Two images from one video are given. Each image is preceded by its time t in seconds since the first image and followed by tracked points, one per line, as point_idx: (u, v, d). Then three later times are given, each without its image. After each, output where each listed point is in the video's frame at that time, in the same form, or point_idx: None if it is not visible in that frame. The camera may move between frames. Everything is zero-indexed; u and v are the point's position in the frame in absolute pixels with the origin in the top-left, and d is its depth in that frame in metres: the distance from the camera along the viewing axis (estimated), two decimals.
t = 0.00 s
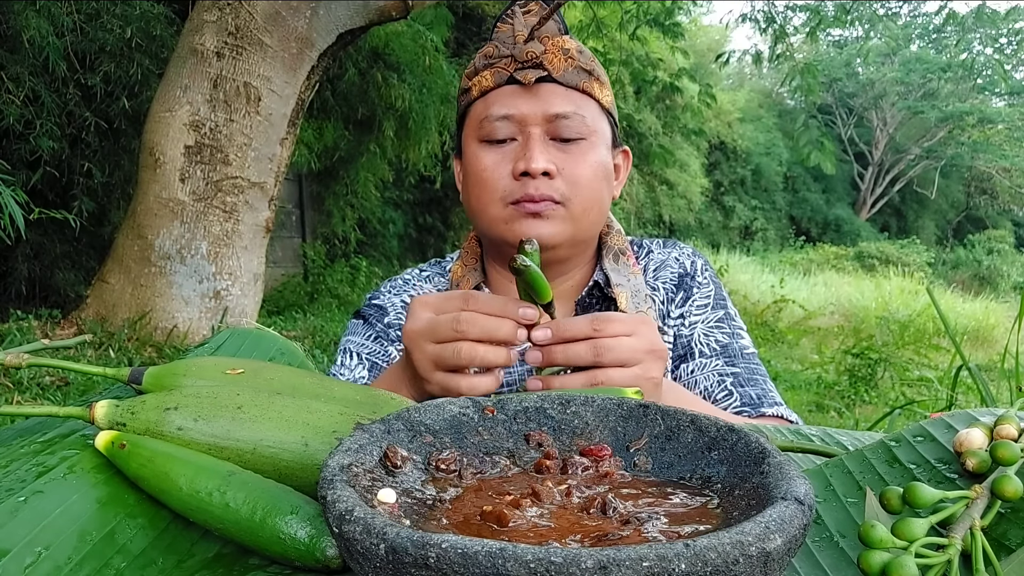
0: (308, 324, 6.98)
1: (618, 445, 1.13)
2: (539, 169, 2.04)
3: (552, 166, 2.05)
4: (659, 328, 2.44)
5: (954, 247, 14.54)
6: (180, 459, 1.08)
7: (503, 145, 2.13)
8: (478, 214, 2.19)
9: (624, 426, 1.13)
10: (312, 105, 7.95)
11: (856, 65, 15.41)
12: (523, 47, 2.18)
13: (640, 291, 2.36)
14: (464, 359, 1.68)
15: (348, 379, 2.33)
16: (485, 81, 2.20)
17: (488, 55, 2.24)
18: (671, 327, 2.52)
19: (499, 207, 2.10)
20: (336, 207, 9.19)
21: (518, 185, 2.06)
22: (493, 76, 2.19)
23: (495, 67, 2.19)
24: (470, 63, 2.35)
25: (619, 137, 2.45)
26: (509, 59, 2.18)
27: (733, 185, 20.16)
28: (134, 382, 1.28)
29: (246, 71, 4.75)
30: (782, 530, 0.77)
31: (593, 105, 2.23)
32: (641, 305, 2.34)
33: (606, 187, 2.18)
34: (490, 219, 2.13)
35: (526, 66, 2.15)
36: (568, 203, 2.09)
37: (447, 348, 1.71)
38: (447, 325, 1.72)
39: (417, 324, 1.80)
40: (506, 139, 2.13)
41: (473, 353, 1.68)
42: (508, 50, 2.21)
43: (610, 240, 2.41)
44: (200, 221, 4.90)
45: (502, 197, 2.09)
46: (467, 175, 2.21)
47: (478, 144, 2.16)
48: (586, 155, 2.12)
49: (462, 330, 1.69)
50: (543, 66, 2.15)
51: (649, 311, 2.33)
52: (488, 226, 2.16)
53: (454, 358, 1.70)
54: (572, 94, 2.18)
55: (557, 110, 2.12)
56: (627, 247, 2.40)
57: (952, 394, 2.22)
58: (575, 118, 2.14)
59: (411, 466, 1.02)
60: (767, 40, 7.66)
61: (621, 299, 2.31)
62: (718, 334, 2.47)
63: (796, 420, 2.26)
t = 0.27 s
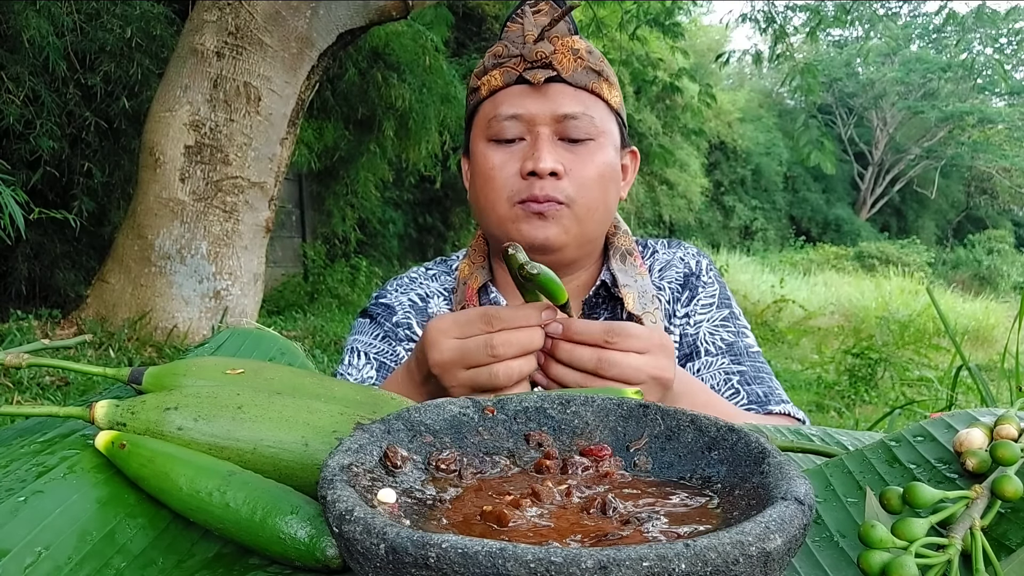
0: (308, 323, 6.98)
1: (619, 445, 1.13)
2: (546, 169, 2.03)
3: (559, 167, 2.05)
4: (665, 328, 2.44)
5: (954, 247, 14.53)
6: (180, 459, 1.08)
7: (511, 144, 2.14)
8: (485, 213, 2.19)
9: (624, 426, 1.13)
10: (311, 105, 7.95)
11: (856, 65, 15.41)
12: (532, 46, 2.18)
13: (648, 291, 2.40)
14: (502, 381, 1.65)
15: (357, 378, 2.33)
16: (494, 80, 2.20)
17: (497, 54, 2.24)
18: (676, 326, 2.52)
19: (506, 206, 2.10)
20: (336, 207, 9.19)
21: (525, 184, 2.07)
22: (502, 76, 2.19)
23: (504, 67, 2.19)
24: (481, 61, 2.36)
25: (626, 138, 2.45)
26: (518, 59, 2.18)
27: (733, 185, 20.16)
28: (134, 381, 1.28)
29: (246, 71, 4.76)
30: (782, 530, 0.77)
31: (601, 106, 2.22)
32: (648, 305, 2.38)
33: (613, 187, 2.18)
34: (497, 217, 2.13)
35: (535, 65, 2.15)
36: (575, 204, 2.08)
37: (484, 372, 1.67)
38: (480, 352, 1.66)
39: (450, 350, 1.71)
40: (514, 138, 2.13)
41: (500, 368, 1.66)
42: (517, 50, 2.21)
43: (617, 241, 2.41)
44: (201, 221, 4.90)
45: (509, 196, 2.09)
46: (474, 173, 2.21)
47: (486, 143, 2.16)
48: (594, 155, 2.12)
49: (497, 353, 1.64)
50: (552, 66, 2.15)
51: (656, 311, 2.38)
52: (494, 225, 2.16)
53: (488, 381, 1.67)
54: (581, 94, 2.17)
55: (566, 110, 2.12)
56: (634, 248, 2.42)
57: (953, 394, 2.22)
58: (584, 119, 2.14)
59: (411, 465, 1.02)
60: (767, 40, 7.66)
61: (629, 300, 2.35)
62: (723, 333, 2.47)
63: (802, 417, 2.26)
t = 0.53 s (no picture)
0: (308, 324, 6.98)
1: (619, 445, 1.13)
2: (550, 170, 2.03)
3: (562, 168, 2.05)
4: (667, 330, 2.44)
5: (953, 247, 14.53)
6: (181, 459, 1.08)
7: (514, 146, 2.14)
8: (488, 215, 2.19)
9: (624, 426, 1.13)
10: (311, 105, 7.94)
11: (856, 65, 15.41)
12: (534, 47, 2.18)
13: (650, 292, 2.39)
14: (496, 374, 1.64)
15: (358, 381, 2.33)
16: (496, 81, 2.20)
17: (500, 55, 2.24)
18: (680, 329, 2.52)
19: (508, 207, 2.10)
20: (336, 207, 9.18)
21: (529, 186, 2.07)
22: (504, 77, 2.19)
23: (506, 68, 2.19)
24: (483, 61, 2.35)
25: (628, 138, 2.45)
26: (520, 60, 2.18)
27: (733, 185, 20.16)
28: (134, 381, 1.28)
29: (246, 71, 4.75)
30: (782, 530, 0.77)
31: (603, 106, 2.22)
32: (650, 306, 2.38)
33: (616, 188, 2.19)
34: (500, 220, 2.13)
35: (538, 66, 2.15)
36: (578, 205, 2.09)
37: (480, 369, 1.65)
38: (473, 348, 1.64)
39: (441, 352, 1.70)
40: (517, 140, 2.13)
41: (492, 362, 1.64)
42: (520, 51, 2.20)
43: (619, 241, 2.42)
44: (200, 221, 4.90)
45: (512, 197, 2.09)
46: (477, 174, 2.21)
47: (489, 144, 2.16)
48: (597, 156, 2.13)
49: (489, 346, 1.62)
50: (554, 67, 2.15)
51: (658, 312, 2.36)
52: (497, 227, 2.16)
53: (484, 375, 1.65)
54: (583, 95, 2.17)
55: (568, 111, 2.12)
56: (637, 249, 2.42)
57: (952, 394, 2.22)
58: (587, 119, 2.14)
59: (411, 466, 1.02)
60: (766, 40, 7.66)
61: (631, 300, 2.34)
62: (726, 337, 2.47)
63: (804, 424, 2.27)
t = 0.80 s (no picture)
0: (308, 324, 6.98)
1: (618, 445, 1.13)
2: (547, 170, 2.03)
3: (560, 168, 2.05)
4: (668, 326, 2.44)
5: (953, 247, 14.52)
6: (181, 458, 1.08)
7: (511, 146, 2.14)
8: (487, 215, 2.19)
9: (624, 426, 1.13)
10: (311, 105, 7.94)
11: (856, 65, 15.41)
12: (531, 47, 2.18)
13: (649, 290, 2.39)
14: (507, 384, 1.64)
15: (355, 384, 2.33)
16: (493, 82, 2.20)
17: (495, 55, 2.24)
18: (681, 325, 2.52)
19: (507, 207, 2.10)
20: (336, 207, 9.18)
21: (527, 186, 2.06)
22: (500, 77, 2.19)
23: (502, 68, 2.19)
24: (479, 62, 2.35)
25: (626, 137, 2.45)
26: (516, 60, 2.18)
27: (733, 185, 20.16)
28: (134, 382, 1.28)
29: (246, 71, 4.75)
30: (782, 530, 0.77)
31: (600, 105, 2.22)
32: (649, 304, 2.38)
33: (614, 187, 2.18)
34: (499, 219, 2.13)
35: (533, 66, 2.15)
36: (577, 204, 2.09)
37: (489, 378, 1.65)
38: (477, 360, 1.65)
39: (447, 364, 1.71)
40: (514, 140, 2.13)
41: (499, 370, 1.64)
42: (515, 51, 2.21)
43: (617, 240, 2.42)
44: (200, 221, 4.90)
45: (510, 198, 2.09)
46: (475, 175, 2.21)
47: (487, 145, 2.16)
48: (594, 155, 2.12)
49: (494, 358, 1.64)
50: (550, 67, 2.15)
51: (656, 310, 2.37)
52: (496, 227, 2.16)
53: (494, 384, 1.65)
54: (579, 94, 2.17)
55: (565, 111, 2.12)
56: (634, 247, 2.42)
57: (953, 393, 2.22)
58: (583, 119, 2.14)
59: (411, 466, 1.02)
60: (766, 40, 7.66)
61: (630, 299, 2.34)
62: (727, 331, 2.47)
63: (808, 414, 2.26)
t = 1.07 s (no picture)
0: (308, 324, 6.97)
1: (618, 445, 1.13)
2: (546, 172, 2.03)
3: (559, 169, 2.04)
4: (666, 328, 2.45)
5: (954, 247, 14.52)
6: (181, 459, 1.08)
7: (510, 148, 2.13)
8: (485, 217, 2.19)
9: (624, 426, 1.13)
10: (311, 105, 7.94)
11: (856, 65, 15.41)
12: (528, 48, 2.17)
13: (648, 291, 2.39)
14: (503, 382, 1.63)
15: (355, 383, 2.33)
16: (490, 83, 2.20)
17: (494, 56, 2.24)
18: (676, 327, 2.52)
19: (506, 209, 2.10)
20: (336, 207, 9.18)
21: (526, 187, 2.07)
22: (498, 79, 2.19)
23: (500, 69, 2.19)
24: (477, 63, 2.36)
25: (626, 137, 2.44)
26: (514, 61, 2.18)
27: (733, 185, 20.16)
28: (134, 381, 1.28)
29: (246, 70, 4.75)
30: (782, 530, 0.77)
31: (599, 106, 2.22)
32: (648, 305, 2.38)
33: (613, 187, 2.18)
34: (498, 220, 2.14)
35: (531, 67, 2.15)
36: (575, 205, 2.09)
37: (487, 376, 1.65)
38: (475, 357, 1.65)
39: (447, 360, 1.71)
40: (512, 142, 2.13)
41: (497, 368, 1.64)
42: (513, 51, 2.20)
43: (616, 240, 2.42)
44: (200, 221, 4.90)
45: (509, 200, 2.09)
46: (474, 177, 2.22)
47: (486, 146, 2.16)
48: (593, 156, 2.12)
49: (491, 356, 1.64)
50: (548, 67, 2.14)
51: (656, 311, 2.38)
52: (495, 228, 2.16)
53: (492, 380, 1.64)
54: (578, 94, 2.17)
55: (563, 111, 2.12)
56: (634, 247, 2.42)
57: (952, 394, 2.22)
58: (582, 120, 2.14)
59: (411, 466, 1.02)
60: (766, 40, 7.66)
61: (629, 299, 2.34)
62: (722, 335, 2.48)
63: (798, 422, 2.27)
